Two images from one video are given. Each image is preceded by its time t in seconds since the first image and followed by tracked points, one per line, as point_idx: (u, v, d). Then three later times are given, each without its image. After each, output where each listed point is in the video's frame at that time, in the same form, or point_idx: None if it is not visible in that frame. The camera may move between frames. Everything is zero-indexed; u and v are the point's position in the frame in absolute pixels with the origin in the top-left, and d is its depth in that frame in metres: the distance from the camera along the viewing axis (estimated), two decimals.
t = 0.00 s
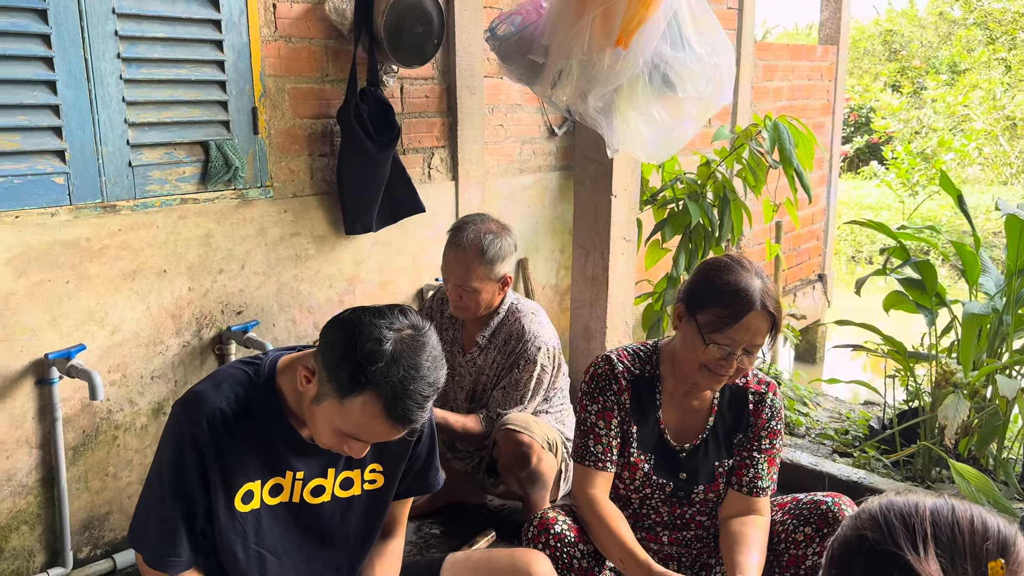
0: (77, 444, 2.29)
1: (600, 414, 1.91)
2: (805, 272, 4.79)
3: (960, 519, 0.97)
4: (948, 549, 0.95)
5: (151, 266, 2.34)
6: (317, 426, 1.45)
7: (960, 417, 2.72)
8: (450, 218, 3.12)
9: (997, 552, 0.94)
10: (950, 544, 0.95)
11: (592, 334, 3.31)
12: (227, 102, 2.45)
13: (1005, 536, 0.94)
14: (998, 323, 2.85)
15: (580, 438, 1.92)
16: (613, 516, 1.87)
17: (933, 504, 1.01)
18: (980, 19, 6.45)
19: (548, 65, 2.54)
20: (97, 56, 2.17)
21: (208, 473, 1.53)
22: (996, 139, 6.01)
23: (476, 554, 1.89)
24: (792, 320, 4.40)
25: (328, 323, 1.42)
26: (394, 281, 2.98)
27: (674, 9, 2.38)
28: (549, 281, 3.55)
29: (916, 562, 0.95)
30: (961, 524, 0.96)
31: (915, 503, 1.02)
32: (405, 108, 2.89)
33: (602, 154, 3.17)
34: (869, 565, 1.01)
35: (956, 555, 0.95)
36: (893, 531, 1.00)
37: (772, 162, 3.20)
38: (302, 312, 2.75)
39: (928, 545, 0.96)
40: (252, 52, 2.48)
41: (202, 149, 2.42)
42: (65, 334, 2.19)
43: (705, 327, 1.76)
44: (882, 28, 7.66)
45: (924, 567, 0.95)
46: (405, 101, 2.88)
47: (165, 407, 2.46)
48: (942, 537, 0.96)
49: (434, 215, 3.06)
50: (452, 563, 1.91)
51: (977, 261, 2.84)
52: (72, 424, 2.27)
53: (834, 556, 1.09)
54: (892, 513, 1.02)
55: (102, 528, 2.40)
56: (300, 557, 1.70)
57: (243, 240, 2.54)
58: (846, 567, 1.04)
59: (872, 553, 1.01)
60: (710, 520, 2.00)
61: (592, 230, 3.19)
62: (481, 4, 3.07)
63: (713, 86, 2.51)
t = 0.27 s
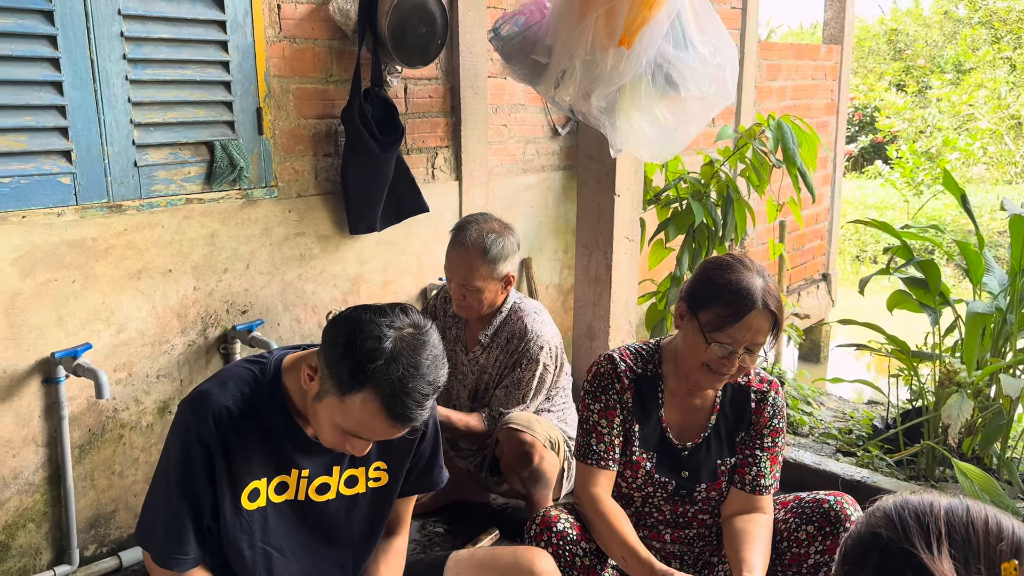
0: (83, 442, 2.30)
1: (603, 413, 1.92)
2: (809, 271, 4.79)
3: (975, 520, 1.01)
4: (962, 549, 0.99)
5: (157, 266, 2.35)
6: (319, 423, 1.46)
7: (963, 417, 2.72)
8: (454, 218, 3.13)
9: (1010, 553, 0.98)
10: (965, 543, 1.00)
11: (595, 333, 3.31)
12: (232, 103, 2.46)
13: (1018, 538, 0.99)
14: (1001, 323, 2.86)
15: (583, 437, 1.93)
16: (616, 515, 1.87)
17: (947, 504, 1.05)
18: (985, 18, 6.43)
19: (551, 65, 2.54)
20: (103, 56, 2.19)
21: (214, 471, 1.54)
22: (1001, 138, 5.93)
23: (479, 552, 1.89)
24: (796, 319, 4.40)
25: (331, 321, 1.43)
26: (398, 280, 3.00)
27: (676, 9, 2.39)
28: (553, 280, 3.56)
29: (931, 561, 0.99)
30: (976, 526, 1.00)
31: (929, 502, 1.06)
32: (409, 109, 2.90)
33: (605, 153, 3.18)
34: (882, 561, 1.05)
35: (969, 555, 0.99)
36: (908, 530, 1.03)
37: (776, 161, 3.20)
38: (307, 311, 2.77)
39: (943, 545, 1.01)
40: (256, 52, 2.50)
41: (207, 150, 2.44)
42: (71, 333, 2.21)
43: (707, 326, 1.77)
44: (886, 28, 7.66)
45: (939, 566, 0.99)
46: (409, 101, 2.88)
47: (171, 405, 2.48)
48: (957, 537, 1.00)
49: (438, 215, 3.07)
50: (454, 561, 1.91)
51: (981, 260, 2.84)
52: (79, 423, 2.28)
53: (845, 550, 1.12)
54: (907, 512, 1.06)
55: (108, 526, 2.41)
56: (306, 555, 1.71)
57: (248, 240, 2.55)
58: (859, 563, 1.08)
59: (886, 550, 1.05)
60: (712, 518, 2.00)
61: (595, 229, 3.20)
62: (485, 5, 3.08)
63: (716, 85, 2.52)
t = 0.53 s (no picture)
0: (85, 441, 2.31)
1: (604, 411, 1.92)
2: (810, 270, 4.79)
3: (992, 521, 1.01)
4: (977, 549, 0.99)
5: (158, 265, 2.36)
6: (318, 422, 1.47)
7: (965, 415, 2.72)
8: (455, 217, 3.13)
9: None
10: (980, 544, 0.99)
11: (596, 332, 3.31)
12: (233, 102, 2.46)
13: None
14: (1002, 321, 2.86)
15: (584, 435, 1.93)
16: (617, 513, 1.87)
17: (966, 505, 1.05)
18: (986, 16, 6.43)
19: (551, 64, 2.55)
20: (104, 56, 2.19)
21: (216, 470, 1.54)
22: (1003, 136, 5.94)
23: (480, 550, 1.89)
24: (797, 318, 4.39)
25: (330, 320, 1.44)
26: (399, 279, 3.00)
27: (677, 7, 2.39)
28: (554, 279, 3.56)
29: (943, 559, 0.99)
30: (993, 527, 1.00)
31: (947, 503, 1.06)
32: (410, 108, 2.90)
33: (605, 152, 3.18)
34: (896, 557, 1.05)
35: (983, 556, 0.99)
36: (922, 527, 1.04)
37: (777, 159, 3.20)
38: (308, 310, 2.77)
39: (957, 545, 1.00)
40: (257, 52, 2.50)
41: (208, 149, 2.44)
42: (73, 332, 2.21)
43: (708, 324, 1.77)
44: (889, 26, 7.67)
45: (951, 565, 0.98)
46: (410, 101, 2.89)
47: (173, 404, 2.48)
48: (972, 538, 1.00)
49: (439, 214, 3.07)
50: (456, 559, 1.91)
51: (982, 258, 2.84)
52: (80, 422, 2.29)
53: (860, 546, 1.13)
54: (924, 511, 1.06)
55: (110, 525, 2.42)
56: (307, 554, 1.72)
57: (249, 239, 2.56)
58: (874, 559, 1.08)
59: (899, 547, 1.05)
60: (713, 516, 2.00)
61: (596, 228, 3.20)
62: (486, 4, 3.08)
63: (716, 84, 2.52)
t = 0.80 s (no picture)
0: (83, 441, 2.30)
1: (603, 410, 1.91)
2: (810, 268, 4.79)
3: (1007, 524, 1.00)
4: (990, 550, 0.98)
5: (156, 265, 2.35)
6: (312, 421, 1.49)
7: (964, 413, 2.72)
8: (454, 216, 3.13)
9: None
10: (993, 545, 0.98)
11: (595, 330, 3.31)
12: (231, 101, 2.46)
13: None
14: (1002, 319, 2.86)
15: (583, 434, 1.93)
16: (616, 511, 1.87)
17: (982, 507, 1.04)
18: (986, 14, 6.43)
19: (550, 63, 2.55)
20: (101, 55, 2.19)
21: (213, 470, 1.54)
22: (1002, 134, 5.96)
23: (479, 549, 1.89)
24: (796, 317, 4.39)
25: (323, 319, 1.44)
26: (398, 279, 3.00)
27: (675, 5, 2.39)
28: (553, 278, 3.56)
29: (955, 558, 0.99)
30: (1007, 529, 0.99)
31: (963, 505, 1.05)
32: (408, 107, 2.90)
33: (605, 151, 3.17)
34: (909, 556, 1.05)
35: (996, 558, 0.98)
36: (936, 526, 1.04)
37: (776, 158, 3.20)
38: (306, 310, 2.77)
39: (971, 545, 1.00)
40: (255, 51, 2.50)
41: (206, 148, 2.44)
42: (70, 332, 2.21)
43: (707, 322, 1.77)
44: (887, 24, 7.65)
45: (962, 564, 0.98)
46: (408, 100, 2.88)
47: (171, 404, 2.48)
48: (986, 539, 0.99)
49: (438, 213, 3.07)
50: (455, 557, 1.90)
51: (981, 256, 2.84)
52: (79, 422, 2.28)
53: (874, 546, 1.13)
54: (939, 510, 1.06)
55: (109, 525, 2.41)
56: (306, 554, 1.71)
57: (247, 238, 2.56)
58: (886, 557, 1.08)
59: (912, 546, 1.05)
60: (712, 515, 2.00)
61: (595, 227, 3.20)
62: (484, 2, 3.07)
63: (715, 82, 2.51)
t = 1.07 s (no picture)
0: (80, 441, 2.30)
1: (601, 408, 1.91)
2: (808, 267, 4.79)
3: (1006, 523, 1.00)
4: (990, 549, 0.98)
5: (153, 264, 2.35)
6: (305, 421, 1.49)
7: (962, 411, 2.71)
8: (451, 215, 3.12)
9: None
10: (993, 544, 0.98)
11: (593, 329, 3.31)
12: (227, 100, 2.45)
13: None
14: (1000, 317, 2.85)
15: (581, 432, 1.92)
16: (614, 510, 1.87)
17: (981, 506, 1.04)
18: (983, 13, 6.43)
19: (547, 61, 2.54)
20: (97, 54, 2.18)
21: (209, 471, 1.54)
22: (1000, 133, 5.99)
23: (476, 548, 1.89)
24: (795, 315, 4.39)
25: (315, 319, 1.44)
26: (395, 278, 2.99)
27: (672, 3, 2.38)
28: (551, 277, 3.55)
29: (956, 557, 0.99)
30: (1007, 528, 0.99)
31: (962, 503, 1.05)
32: (405, 105, 2.89)
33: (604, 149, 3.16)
34: (909, 555, 1.05)
35: (996, 557, 0.98)
36: (936, 525, 1.03)
37: (774, 156, 3.19)
38: (304, 309, 2.76)
39: (971, 544, 0.99)
40: (251, 49, 2.49)
41: (203, 147, 2.43)
42: (67, 331, 2.20)
43: (705, 321, 1.76)
44: (886, 23, 7.63)
45: (963, 563, 0.98)
46: (405, 98, 2.88)
47: (168, 404, 2.47)
48: (987, 538, 0.99)
49: (436, 212, 3.06)
50: (453, 557, 1.90)
51: (979, 254, 2.84)
52: (75, 422, 2.28)
53: (872, 544, 1.12)
54: (938, 509, 1.05)
55: (106, 525, 2.41)
56: (303, 555, 1.71)
57: (244, 238, 2.55)
58: (885, 556, 1.08)
59: (912, 544, 1.05)
60: (711, 513, 2.00)
61: (593, 225, 3.19)
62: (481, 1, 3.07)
63: (712, 80, 2.51)
